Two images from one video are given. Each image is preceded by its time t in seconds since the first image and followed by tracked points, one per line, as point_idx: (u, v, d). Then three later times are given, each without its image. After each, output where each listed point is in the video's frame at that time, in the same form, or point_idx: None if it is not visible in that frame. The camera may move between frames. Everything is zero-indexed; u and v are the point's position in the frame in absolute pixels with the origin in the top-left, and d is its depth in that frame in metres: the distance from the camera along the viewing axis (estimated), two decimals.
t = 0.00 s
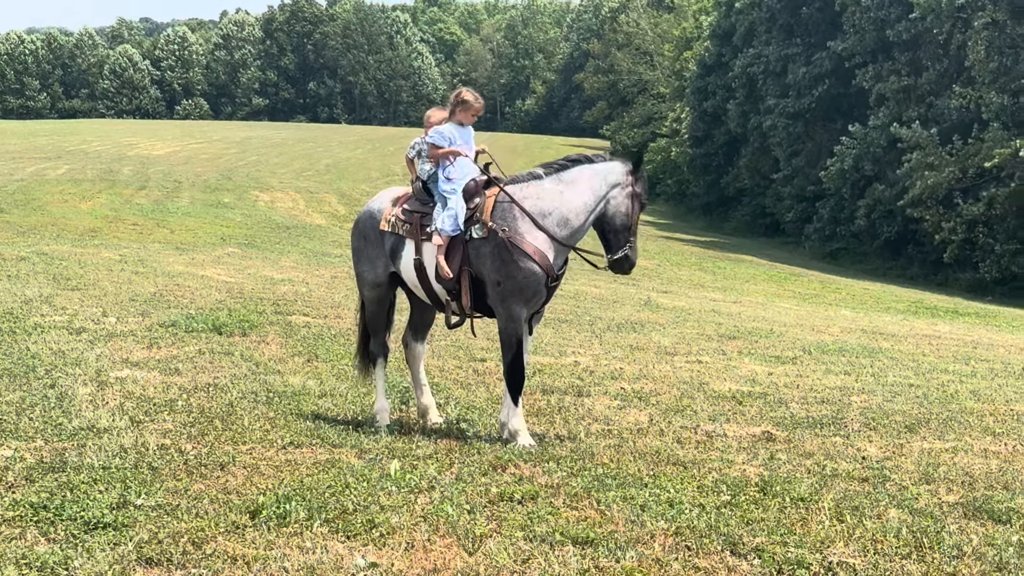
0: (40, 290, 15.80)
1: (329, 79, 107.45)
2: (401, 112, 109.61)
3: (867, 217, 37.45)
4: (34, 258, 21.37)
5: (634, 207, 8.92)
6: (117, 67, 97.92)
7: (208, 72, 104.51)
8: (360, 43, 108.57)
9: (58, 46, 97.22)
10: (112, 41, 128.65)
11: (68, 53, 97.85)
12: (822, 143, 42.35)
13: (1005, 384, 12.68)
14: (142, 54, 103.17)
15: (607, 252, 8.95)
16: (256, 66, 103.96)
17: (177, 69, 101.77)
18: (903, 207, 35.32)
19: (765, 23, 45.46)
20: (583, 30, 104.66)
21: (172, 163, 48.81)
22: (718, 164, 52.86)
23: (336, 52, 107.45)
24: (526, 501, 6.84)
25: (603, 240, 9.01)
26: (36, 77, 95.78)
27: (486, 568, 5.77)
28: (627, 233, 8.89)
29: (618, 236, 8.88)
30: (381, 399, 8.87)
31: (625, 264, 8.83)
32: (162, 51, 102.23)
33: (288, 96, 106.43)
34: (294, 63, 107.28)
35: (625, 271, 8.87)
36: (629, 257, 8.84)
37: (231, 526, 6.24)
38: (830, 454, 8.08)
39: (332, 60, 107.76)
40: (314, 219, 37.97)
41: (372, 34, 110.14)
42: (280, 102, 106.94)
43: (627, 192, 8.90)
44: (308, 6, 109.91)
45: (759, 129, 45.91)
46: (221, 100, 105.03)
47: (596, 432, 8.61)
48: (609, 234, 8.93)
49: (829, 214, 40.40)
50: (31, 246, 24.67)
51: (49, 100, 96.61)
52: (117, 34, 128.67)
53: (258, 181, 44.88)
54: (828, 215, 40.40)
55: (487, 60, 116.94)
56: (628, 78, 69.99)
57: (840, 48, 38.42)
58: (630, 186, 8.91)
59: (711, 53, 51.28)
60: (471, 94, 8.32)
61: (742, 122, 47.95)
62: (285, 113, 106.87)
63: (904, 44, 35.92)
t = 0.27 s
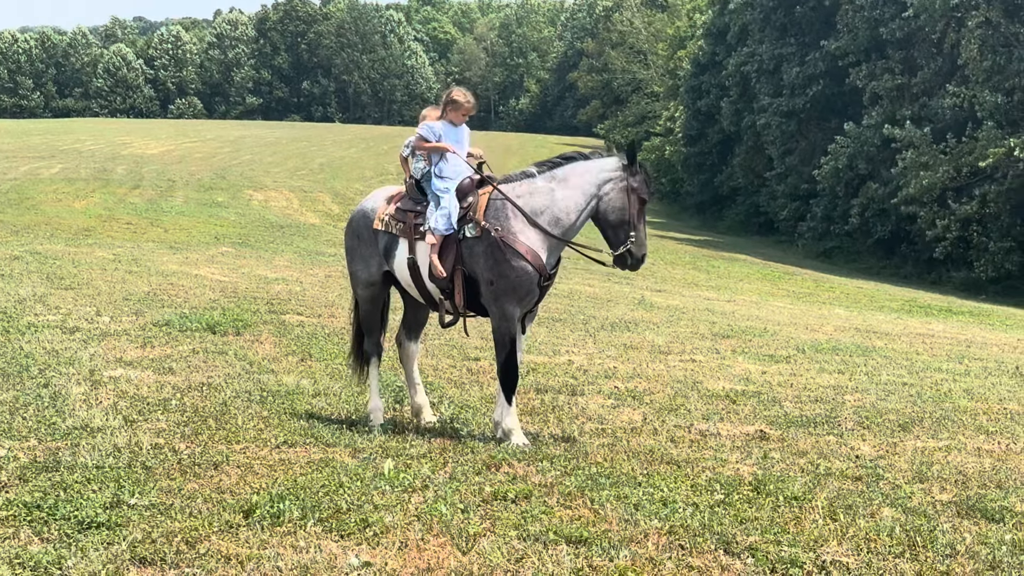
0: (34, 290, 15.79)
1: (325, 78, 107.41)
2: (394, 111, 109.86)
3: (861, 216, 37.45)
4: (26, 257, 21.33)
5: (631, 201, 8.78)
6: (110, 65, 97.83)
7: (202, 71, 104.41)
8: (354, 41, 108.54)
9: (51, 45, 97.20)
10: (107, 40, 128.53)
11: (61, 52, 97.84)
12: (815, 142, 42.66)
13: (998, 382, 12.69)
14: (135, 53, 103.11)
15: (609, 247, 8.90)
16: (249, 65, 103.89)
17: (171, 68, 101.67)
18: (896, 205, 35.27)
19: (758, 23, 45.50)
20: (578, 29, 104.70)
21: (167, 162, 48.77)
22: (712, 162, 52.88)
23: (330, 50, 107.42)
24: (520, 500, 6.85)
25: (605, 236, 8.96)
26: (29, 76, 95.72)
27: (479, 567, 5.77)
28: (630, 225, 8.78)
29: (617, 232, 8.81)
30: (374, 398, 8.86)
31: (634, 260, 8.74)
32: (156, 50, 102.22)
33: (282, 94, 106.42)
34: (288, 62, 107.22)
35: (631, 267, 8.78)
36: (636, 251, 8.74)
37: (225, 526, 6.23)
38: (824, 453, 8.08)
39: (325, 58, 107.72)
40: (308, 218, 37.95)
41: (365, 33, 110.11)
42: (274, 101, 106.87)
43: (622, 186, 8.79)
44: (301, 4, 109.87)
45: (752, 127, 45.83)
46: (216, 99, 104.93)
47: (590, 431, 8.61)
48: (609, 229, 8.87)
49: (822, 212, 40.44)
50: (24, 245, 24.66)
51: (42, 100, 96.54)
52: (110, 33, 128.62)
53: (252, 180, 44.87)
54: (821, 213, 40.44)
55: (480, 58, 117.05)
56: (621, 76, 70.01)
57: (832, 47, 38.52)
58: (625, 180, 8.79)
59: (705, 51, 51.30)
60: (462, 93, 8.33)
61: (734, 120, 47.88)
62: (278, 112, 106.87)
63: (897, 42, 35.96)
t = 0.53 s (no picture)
0: (30, 289, 15.79)
1: (323, 77, 107.43)
2: (389, 110, 110.06)
3: (857, 214, 37.47)
4: (22, 256, 21.31)
5: (625, 196, 8.62)
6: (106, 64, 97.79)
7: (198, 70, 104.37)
8: (350, 40, 108.54)
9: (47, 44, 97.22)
10: (103, 39, 128.51)
11: (58, 51, 97.89)
12: (811, 141, 42.44)
13: (995, 381, 12.68)
14: (132, 52, 103.10)
15: (608, 245, 8.76)
16: (245, 64, 103.83)
17: (167, 67, 101.63)
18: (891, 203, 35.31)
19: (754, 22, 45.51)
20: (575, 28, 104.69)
21: (164, 161, 48.74)
22: (708, 161, 52.87)
23: (326, 49, 107.42)
24: (516, 499, 6.84)
25: (605, 233, 8.83)
26: (26, 75, 95.71)
27: (475, 566, 5.77)
28: (627, 221, 8.62)
29: (614, 228, 8.68)
30: (370, 397, 8.89)
31: (634, 257, 8.54)
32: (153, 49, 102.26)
33: (279, 93, 106.41)
34: (284, 61, 107.16)
35: (630, 264, 8.60)
36: (635, 248, 8.54)
37: (221, 524, 6.24)
38: (820, 451, 8.08)
39: (322, 57, 107.73)
40: (305, 217, 37.94)
41: (361, 32, 110.12)
42: (270, 100, 106.88)
43: (616, 182, 8.67)
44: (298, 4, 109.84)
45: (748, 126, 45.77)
46: (213, 98, 104.91)
47: (587, 429, 8.60)
48: (606, 226, 8.75)
49: (818, 211, 40.51)
50: (20, 244, 24.65)
51: (38, 98, 96.64)
52: (106, 32, 128.66)
53: (249, 179, 44.84)
54: (817, 212, 40.51)
55: (477, 57, 117.10)
56: (617, 75, 69.98)
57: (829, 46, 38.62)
58: (619, 176, 8.67)
59: (702, 50, 51.32)
60: (455, 92, 8.41)
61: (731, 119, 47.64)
62: (274, 111, 106.84)
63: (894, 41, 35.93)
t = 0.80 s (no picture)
0: (28, 287, 15.78)
1: (321, 75, 107.40)
2: (388, 108, 110.09)
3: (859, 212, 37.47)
4: (20, 254, 21.31)
5: (618, 193, 8.55)
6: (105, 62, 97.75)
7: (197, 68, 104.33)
8: (349, 38, 108.51)
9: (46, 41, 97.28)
10: (101, 37, 128.48)
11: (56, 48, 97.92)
12: (809, 139, 42.30)
13: (994, 380, 12.68)
14: (131, 50, 103.09)
15: (604, 242, 8.71)
16: (244, 62, 103.81)
17: (165, 65, 101.59)
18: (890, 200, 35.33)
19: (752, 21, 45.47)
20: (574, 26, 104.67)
21: (162, 159, 48.71)
22: (707, 159, 52.82)
23: (325, 47, 107.40)
24: (515, 497, 6.84)
25: (601, 230, 8.76)
26: (24, 73, 95.72)
27: (475, 564, 5.78)
28: (622, 218, 8.57)
29: (609, 226, 8.64)
30: (369, 395, 8.90)
31: (629, 254, 8.47)
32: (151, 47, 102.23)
33: (278, 91, 106.42)
34: (283, 59, 107.14)
35: (625, 261, 8.53)
36: (630, 245, 8.47)
37: (220, 523, 6.24)
38: (819, 450, 8.08)
39: (321, 55, 107.66)
40: (304, 215, 37.93)
41: (360, 30, 110.04)
42: (269, 98, 106.87)
43: (609, 179, 8.63)
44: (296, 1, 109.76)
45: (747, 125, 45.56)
46: (212, 96, 104.90)
47: (586, 428, 8.59)
48: (601, 224, 8.71)
49: (817, 209, 40.54)
50: (19, 242, 24.65)
51: (37, 97, 96.79)
52: (104, 30, 128.65)
53: (248, 177, 44.83)
54: (815, 209, 40.55)
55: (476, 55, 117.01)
56: (617, 73, 69.97)
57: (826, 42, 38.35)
58: (613, 172, 8.63)
59: (701, 48, 51.31)
60: (453, 90, 8.41)
61: (729, 117, 47.34)
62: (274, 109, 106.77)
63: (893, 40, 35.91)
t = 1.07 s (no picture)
0: (30, 285, 15.80)
1: (322, 72, 107.41)
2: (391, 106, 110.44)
3: (861, 210, 37.48)
4: (22, 252, 21.32)
5: (616, 193, 8.48)
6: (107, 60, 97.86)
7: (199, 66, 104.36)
8: (351, 37, 108.49)
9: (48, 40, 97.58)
10: (103, 35, 128.60)
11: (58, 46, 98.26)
12: (811, 137, 42.22)
13: (996, 377, 12.69)
14: (132, 48, 103.26)
15: (601, 241, 8.66)
16: (245, 60, 103.79)
17: (167, 63, 101.63)
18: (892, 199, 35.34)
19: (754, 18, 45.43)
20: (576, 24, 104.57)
21: (164, 157, 48.72)
22: (709, 157, 52.75)
23: (327, 45, 107.39)
24: (517, 495, 6.85)
25: (598, 229, 8.72)
26: (26, 71, 95.97)
27: (479, 562, 5.79)
28: (620, 218, 8.50)
29: (606, 225, 8.58)
30: (371, 392, 8.90)
31: (626, 254, 8.41)
32: (153, 45, 102.35)
33: (280, 89, 106.47)
34: (284, 57, 107.15)
35: (622, 260, 8.47)
36: (627, 244, 8.41)
37: (223, 520, 6.25)
38: (821, 448, 8.08)
39: (322, 53, 107.63)
40: (305, 212, 37.95)
41: (362, 28, 110.00)
42: (270, 96, 106.90)
43: (607, 178, 8.56)
44: None
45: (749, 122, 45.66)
46: (213, 94, 104.93)
47: (587, 426, 8.59)
48: (599, 223, 8.66)
49: (819, 207, 40.61)
50: (21, 240, 24.68)
51: (38, 94, 97.01)
52: (106, 28, 128.93)
53: (249, 175, 44.84)
54: (818, 207, 40.62)
55: (478, 53, 117.43)
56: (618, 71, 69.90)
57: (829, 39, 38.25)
58: (611, 172, 8.56)
59: (703, 46, 51.21)
60: (451, 88, 8.47)
61: (731, 115, 47.81)
62: (276, 107, 106.77)
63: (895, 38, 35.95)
